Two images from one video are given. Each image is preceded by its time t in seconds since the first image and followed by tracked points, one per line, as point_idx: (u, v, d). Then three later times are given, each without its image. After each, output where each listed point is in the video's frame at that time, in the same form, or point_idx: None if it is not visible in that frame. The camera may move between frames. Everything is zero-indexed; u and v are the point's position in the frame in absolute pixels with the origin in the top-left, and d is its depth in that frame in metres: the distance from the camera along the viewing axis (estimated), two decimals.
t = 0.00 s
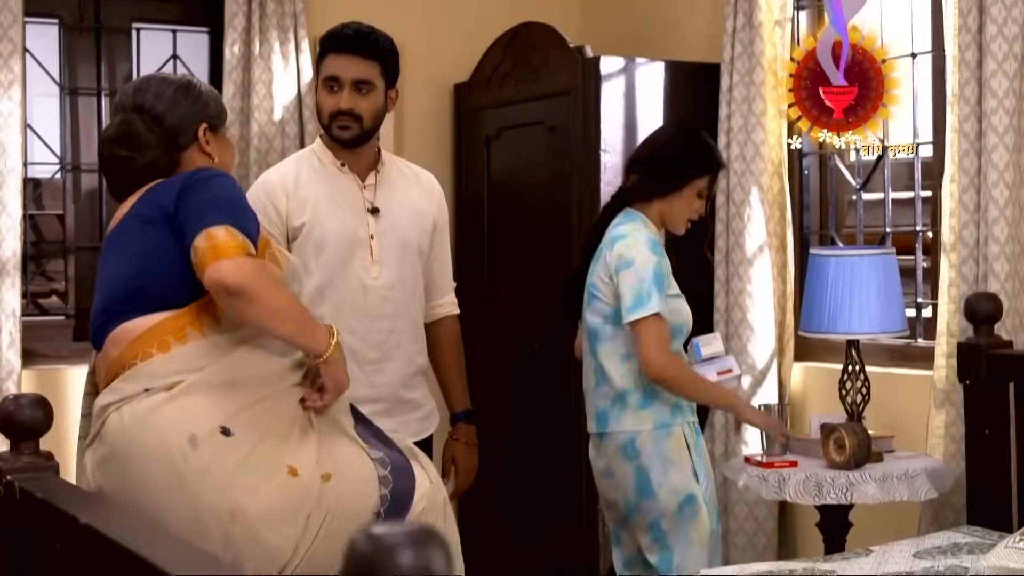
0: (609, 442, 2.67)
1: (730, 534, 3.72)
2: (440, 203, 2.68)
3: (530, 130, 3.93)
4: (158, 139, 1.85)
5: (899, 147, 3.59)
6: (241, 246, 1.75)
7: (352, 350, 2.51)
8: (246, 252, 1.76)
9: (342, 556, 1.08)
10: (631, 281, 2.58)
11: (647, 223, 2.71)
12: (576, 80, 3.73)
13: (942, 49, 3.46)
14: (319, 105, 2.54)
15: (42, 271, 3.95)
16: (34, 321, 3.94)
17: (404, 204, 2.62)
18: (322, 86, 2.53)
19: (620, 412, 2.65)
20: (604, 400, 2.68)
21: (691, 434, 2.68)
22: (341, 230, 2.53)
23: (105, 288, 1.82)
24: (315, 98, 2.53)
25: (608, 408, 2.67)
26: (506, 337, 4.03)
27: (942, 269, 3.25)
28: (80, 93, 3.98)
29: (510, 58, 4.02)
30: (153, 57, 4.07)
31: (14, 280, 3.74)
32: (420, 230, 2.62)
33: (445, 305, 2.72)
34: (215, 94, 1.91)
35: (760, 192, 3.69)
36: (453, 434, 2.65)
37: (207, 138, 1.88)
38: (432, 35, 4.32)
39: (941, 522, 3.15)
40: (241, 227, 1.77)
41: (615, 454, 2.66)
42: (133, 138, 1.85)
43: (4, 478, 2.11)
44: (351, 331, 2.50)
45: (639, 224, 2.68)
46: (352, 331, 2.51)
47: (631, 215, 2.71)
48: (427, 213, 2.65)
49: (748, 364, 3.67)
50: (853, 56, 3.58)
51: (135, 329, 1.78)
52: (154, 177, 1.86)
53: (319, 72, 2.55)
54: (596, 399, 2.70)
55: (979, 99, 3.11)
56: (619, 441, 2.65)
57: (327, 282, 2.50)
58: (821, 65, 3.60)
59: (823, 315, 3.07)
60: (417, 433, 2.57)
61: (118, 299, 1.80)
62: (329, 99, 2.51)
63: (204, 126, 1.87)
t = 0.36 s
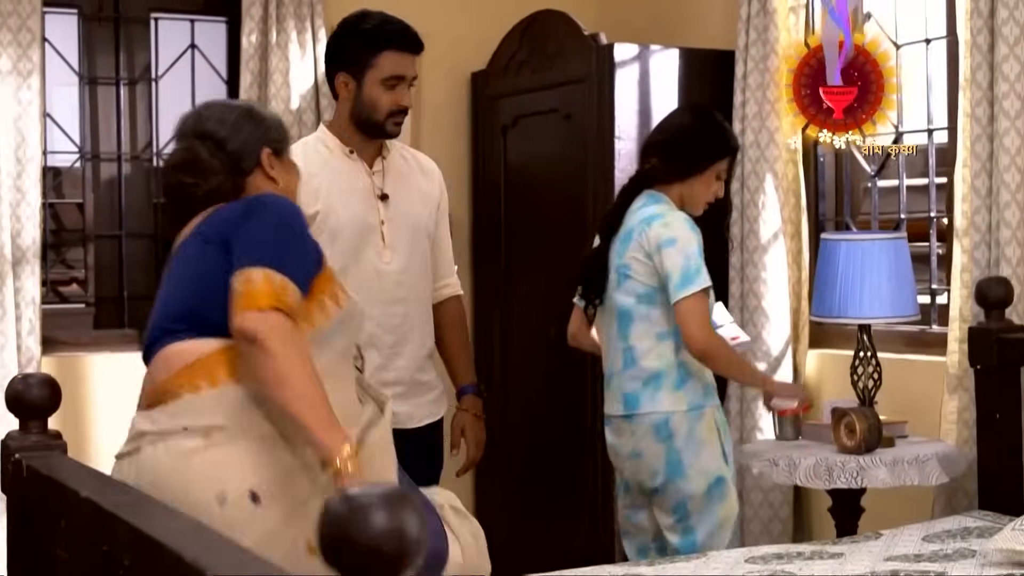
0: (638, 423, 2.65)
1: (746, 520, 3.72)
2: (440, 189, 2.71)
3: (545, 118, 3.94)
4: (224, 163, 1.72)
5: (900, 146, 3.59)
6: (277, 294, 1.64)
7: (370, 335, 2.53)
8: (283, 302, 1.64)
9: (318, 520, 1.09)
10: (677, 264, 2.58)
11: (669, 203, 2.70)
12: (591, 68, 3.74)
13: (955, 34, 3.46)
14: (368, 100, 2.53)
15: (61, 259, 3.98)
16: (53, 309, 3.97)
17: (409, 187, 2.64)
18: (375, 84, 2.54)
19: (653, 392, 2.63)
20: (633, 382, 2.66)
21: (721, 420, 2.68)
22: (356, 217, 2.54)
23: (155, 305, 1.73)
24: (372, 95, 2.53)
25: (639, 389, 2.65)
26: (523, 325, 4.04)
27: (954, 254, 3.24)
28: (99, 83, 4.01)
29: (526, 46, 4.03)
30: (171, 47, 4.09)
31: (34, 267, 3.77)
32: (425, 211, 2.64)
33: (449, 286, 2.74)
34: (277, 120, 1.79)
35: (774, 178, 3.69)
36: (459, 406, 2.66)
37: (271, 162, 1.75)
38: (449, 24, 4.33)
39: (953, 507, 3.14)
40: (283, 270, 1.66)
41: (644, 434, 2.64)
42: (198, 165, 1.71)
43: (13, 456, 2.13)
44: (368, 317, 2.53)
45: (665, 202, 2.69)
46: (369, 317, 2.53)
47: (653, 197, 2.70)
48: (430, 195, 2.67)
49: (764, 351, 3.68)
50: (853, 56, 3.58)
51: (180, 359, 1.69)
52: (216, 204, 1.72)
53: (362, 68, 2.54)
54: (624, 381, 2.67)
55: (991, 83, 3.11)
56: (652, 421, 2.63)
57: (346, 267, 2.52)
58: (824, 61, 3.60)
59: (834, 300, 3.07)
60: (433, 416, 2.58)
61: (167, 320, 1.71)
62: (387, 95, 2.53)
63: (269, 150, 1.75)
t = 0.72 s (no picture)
0: (666, 410, 2.60)
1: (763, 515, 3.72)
2: (443, 179, 2.71)
3: (565, 114, 3.95)
4: (296, 168, 1.65)
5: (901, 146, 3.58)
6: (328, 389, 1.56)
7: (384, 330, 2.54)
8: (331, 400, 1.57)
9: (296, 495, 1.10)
10: (722, 242, 2.56)
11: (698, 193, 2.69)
12: (609, 64, 3.74)
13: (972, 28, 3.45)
14: (377, 92, 2.50)
15: (85, 255, 4.02)
16: (77, 304, 4.01)
17: (417, 182, 2.63)
18: (385, 77, 2.50)
19: (685, 378, 2.59)
20: (664, 369, 2.61)
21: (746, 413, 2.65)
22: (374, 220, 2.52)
23: (197, 349, 1.63)
24: (383, 90, 2.49)
25: (670, 376, 2.60)
26: (542, 320, 4.06)
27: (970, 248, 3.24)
28: (122, 80, 4.04)
29: (546, 42, 4.04)
30: (193, 44, 4.13)
31: (57, 262, 3.82)
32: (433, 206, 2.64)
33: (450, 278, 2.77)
34: (385, 146, 1.70)
35: (793, 172, 3.69)
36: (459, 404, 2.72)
37: (350, 186, 1.66)
38: (471, 21, 4.34)
39: (969, 502, 3.13)
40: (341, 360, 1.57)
41: (671, 421, 2.60)
42: (269, 162, 1.65)
43: (25, 445, 2.15)
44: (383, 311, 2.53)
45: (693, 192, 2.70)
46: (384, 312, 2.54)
47: (682, 187, 2.69)
48: (435, 188, 2.67)
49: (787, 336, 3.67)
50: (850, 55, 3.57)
51: (221, 421, 1.62)
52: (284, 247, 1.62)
53: (369, 58, 2.50)
54: (655, 367, 2.62)
55: (1007, 76, 3.10)
56: (680, 409, 2.59)
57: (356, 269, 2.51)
58: (822, 61, 3.61)
59: (848, 294, 3.07)
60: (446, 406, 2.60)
61: (210, 370, 1.62)
62: (397, 88, 2.50)
63: (352, 171, 1.65)
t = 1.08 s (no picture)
0: (663, 411, 2.61)
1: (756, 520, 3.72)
2: (420, 184, 2.73)
3: (559, 119, 3.95)
4: (253, 180, 1.57)
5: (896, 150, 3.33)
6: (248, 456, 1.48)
7: (364, 339, 2.56)
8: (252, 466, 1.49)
9: (249, 487, 1.11)
10: (731, 236, 2.58)
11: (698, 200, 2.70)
12: (602, 69, 3.75)
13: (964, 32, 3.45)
14: (329, 93, 2.57)
15: (81, 260, 4.04)
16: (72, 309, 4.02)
17: (393, 187, 2.66)
18: (334, 75, 2.57)
19: (684, 379, 2.60)
20: (662, 369, 2.62)
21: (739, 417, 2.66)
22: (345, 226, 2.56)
23: (149, 384, 1.59)
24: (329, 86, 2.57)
25: (668, 376, 2.61)
26: (537, 325, 4.06)
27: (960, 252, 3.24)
28: (118, 86, 4.06)
29: (540, 48, 4.05)
30: (189, 51, 4.14)
31: (52, 267, 3.83)
32: (408, 211, 2.67)
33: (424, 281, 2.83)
34: (366, 172, 1.60)
35: (785, 177, 3.70)
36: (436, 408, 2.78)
37: (305, 209, 1.57)
38: (466, 28, 4.35)
39: (958, 505, 3.13)
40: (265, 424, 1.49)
41: (668, 420, 2.60)
42: (228, 168, 1.58)
43: (9, 445, 2.17)
44: (360, 321, 2.55)
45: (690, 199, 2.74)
46: (363, 320, 2.56)
47: (682, 194, 2.70)
48: (411, 193, 2.70)
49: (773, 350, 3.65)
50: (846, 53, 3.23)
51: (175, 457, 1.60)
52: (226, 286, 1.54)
53: (325, 60, 2.59)
54: (653, 367, 2.63)
55: (996, 80, 3.11)
56: (677, 410, 2.59)
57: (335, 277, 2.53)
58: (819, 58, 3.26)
59: (836, 296, 3.09)
60: (425, 404, 2.66)
61: (159, 409, 1.58)
62: (344, 86, 2.57)
63: (310, 193, 1.57)
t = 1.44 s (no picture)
0: (665, 412, 2.61)
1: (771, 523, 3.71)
2: (417, 185, 2.75)
3: (574, 121, 3.96)
4: (233, 186, 1.63)
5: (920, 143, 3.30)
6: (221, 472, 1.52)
7: (368, 342, 2.58)
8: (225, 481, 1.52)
9: (231, 479, 1.12)
10: (727, 242, 2.58)
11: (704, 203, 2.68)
12: (617, 72, 3.75)
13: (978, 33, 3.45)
14: (328, 94, 2.59)
15: (99, 263, 4.06)
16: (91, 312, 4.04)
17: (394, 190, 2.68)
18: (333, 77, 2.60)
19: (686, 381, 2.59)
20: (665, 370, 2.61)
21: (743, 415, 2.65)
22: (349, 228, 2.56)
23: (142, 388, 1.65)
24: (328, 87, 2.59)
25: (671, 378, 2.60)
26: (553, 328, 4.07)
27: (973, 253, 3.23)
28: (137, 90, 4.09)
29: (556, 51, 4.05)
30: (207, 55, 4.16)
31: (70, 270, 3.85)
32: (407, 212, 2.68)
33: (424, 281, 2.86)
34: (349, 181, 1.65)
35: (800, 180, 3.69)
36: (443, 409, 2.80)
37: (285, 219, 1.63)
38: (482, 31, 4.37)
39: (972, 507, 3.12)
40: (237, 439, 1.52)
41: (670, 422, 2.60)
42: (211, 175, 1.63)
43: (17, 443, 2.19)
44: (365, 325, 2.57)
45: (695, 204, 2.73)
46: (367, 324, 2.57)
47: (686, 196, 2.69)
48: (410, 194, 2.71)
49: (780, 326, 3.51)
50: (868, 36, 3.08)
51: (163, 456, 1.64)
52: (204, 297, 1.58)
53: (323, 62, 2.62)
54: (656, 368, 2.62)
55: (1009, 81, 3.10)
56: (680, 410, 2.59)
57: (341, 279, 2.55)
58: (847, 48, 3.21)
59: (848, 298, 3.08)
60: (428, 401, 2.68)
61: (149, 413, 1.64)
62: (344, 87, 2.60)
63: (290, 204, 1.62)
